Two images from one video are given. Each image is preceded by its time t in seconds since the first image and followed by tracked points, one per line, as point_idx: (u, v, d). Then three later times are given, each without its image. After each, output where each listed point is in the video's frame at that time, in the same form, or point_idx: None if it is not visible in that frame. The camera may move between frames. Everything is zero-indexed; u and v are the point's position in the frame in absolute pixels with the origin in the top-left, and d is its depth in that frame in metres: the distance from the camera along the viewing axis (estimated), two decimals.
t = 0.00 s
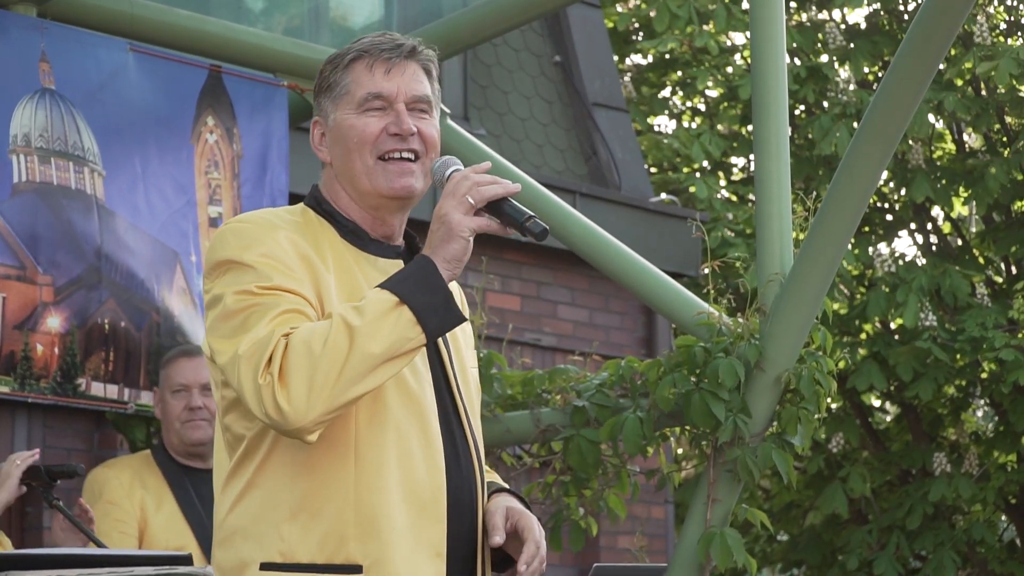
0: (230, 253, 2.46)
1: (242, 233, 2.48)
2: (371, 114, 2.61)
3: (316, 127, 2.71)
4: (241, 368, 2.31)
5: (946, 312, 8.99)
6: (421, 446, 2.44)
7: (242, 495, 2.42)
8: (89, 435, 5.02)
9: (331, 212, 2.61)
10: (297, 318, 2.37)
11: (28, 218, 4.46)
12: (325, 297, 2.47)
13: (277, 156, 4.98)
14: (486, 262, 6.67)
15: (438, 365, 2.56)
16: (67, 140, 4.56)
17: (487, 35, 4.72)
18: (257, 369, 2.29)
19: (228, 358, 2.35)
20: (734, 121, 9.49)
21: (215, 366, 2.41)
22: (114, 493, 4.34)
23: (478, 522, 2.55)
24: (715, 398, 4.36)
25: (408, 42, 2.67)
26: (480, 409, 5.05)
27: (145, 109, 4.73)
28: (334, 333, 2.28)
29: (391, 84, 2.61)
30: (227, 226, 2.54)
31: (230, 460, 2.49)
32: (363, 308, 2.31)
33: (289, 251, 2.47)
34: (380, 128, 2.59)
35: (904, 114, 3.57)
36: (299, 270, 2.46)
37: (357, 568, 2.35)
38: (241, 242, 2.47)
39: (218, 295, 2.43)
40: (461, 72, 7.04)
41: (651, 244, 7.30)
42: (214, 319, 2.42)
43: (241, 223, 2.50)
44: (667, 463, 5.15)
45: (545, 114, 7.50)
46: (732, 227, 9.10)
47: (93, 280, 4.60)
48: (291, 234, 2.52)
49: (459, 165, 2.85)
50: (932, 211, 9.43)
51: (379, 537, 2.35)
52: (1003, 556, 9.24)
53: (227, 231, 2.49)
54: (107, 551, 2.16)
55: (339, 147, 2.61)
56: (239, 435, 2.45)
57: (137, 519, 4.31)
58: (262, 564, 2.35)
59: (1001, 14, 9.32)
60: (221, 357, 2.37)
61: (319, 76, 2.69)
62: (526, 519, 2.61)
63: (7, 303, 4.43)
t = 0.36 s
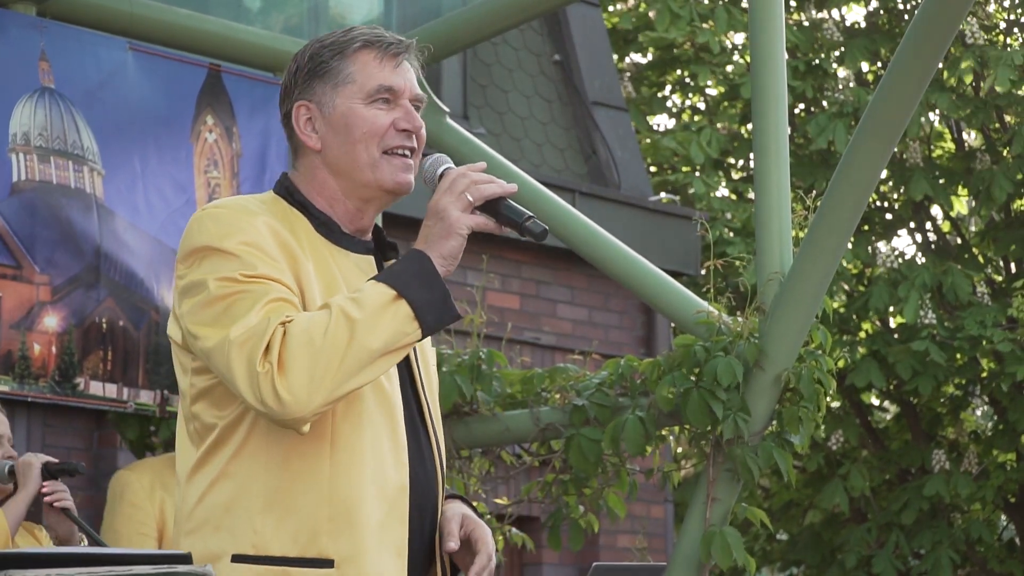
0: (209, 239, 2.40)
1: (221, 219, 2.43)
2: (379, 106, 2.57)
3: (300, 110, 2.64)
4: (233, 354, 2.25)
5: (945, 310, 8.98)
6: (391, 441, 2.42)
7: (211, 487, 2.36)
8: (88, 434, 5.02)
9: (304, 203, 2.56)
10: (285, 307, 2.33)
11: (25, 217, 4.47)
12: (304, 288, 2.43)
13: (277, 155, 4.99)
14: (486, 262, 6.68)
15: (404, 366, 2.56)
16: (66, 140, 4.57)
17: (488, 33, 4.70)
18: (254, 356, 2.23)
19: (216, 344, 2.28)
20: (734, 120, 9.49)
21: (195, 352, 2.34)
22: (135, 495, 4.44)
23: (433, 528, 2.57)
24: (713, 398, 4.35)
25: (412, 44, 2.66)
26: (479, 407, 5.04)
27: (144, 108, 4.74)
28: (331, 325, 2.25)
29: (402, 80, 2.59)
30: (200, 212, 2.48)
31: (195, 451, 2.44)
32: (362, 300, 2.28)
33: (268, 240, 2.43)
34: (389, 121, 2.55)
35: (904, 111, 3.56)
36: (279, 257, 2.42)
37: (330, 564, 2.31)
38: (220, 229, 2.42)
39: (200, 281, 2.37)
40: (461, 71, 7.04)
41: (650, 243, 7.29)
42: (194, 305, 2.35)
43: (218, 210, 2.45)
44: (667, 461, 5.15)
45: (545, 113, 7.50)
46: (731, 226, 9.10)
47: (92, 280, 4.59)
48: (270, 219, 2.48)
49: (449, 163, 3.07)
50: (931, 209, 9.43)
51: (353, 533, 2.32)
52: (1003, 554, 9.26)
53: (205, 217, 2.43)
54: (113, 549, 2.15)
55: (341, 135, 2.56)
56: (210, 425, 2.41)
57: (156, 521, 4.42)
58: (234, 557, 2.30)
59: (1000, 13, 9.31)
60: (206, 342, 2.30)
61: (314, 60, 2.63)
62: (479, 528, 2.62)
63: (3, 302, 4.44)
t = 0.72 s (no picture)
0: (234, 240, 2.46)
1: (244, 220, 2.49)
2: (403, 115, 2.65)
3: (319, 108, 2.68)
4: (272, 352, 2.33)
5: (945, 309, 8.98)
6: (408, 441, 2.51)
7: (234, 483, 2.42)
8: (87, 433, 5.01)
9: (312, 202, 2.62)
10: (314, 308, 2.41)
11: (26, 216, 4.46)
12: (325, 288, 2.51)
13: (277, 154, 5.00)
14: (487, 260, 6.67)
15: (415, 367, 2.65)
16: (67, 138, 4.56)
17: (491, 29, 4.72)
18: (297, 355, 2.32)
19: (253, 341, 2.35)
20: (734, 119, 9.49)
21: (222, 348, 2.40)
22: (133, 493, 4.45)
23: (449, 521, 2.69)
24: (714, 396, 4.35)
25: (431, 57, 2.75)
26: (480, 406, 5.05)
27: (144, 106, 4.73)
28: (370, 329, 2.35)
29: (426, 91, 2.67)
30: (218, 211, 2.53)
31: (209, 451, 2.50)
32: (399, 307, 2.39)
33: (290, 241, 2.50)
34: (413, 130, 2.63)
35: (906, 109, 3.56)
36: (301, 257, 2.50)
37: (353, 559, 2.38)
38: (243, 230, 2.48)
39: (227, 279, 2.43)
40: (462, 70, 7.04)
41: (651, 241, 7.29)
42: (220, 302, 2.42)
43: (237, 210, 2.51)
44: (668, 461, 5.15)
45: (545, 112, 7.51)
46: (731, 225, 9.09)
47: (92, 279, 4.58)
48: (289, 221, 2.55)
49: (467, 178, 3.19)
50: (931, 208, 9.43)
51: (375, 529, 2.40)
52: (1002, 553, 9.26)
53: (228, 218, 2.49)
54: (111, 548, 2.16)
55: (366, 140, 2.62)
56: (228, 423, 2.46)
57: (152, 520, 4.40)
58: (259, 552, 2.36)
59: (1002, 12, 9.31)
60: (238, 339, 2.37)
61: (339, 60, 2.68)
62: (492, 523, 2.75)
63: (4, 300, 4.43)
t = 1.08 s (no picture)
0: (263, 247, 2.49)
1: (272, 226, 2.51)
2: (441, 131, 2.63)
3: (359, 119, 2.67)
4: (300, 356, 2.35)
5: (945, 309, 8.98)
6: (447, 438, 2.51)
7: (272, 487, 2.45)
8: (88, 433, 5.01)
9: (348, 210, 2.64)
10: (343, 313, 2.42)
11: (28, 216, 4.46)
12: (356, 290, 2.52)
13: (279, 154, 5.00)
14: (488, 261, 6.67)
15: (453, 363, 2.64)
16: (68, 138, 4.56)
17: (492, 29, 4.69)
18: (323, 359, 2.33)
19: (281, 346, 2.37)
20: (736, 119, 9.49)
21: (254, 355, 2.42)
22: (124, 489, 4.32)
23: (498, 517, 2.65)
24: (714, 398, 4.35)
25: (476, 74, 2.73)
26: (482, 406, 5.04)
27: (145, 107, 4.73)
28: (397, 335, 2.36)
29: (465, 109, 2.65)
30: (250, 218, 2.55)
31: (249, 455, 2.52)
32: (427, 314, 2.39)
33: (320, 245, 2.51)
34: (450, 147, 2.61)
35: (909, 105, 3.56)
36: (331, 262, 2.50)
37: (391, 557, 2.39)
38: (272, 236, 2.50)
39: (258, 286, 2.45)
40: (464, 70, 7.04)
41: (653, 241, 7.30)
42: (251, 308, 2.44)
43: (268, 217, 2.53)
44: (670, 460, 5.15)
45: (546, 112, 7.51)
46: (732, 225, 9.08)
47: (93, 278, 4.59)
48: (319, 225, 2.56)
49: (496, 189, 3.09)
50: (932, 208, 9.43)
51: (412, 527, 2.40)
52: (1003, 554, 9.28)
53: (257, 225, 2.52)
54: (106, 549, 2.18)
55: (402, 155, 2.61)
56: (263, 427, 2.49)
57: (146, 517, 4.30)
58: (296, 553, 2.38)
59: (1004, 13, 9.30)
60: (268, 345, 2.39)
61: (382, 72, 2.67)
62: (542, 514, 2.69)
63: (6, 299, 4.42)
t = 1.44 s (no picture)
0: (271, 239, 2.50)
1: (282, 218, 2.53)
2: (466, 139, 2.63)
3: (387, 118, 2.67)
4: (302, 346, 2.36)
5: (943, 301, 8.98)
6: (451, 429, 2.51)
7: (276, 475, 2.47)
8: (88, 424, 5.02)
9: (362, 203, 2.65)
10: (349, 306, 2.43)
11: (27, 206, 4.49)
12: (362, 283, 2.53)
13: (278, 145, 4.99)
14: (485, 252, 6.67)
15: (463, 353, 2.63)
16: (67, 129, 4.59)
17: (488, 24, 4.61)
18: (325, 351, 2.34)
19: (285, 336, 2.39)
20: (735, 111, 9.49)
21: (260, 344, 2.44)
22: (125, 482, 4.29)
23: (507, 510, 2.61)
24: (709, 390, 4.38)
25: (506, 85, 2.73)
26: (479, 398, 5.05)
27: (144, 98, 4.73)
28: (400, 331, 2.38)
29: (492, 120, 2.65)
30: (263, 209, 2.58)
31: (257, 445, 2.55)
32: (431, 313, 2.41)
33: (327, 237, 2.52)
34: (473, 156, 2.62)
35: (906, 100, 3.57)
36: (339, 255, 2.52)
37: (391, 548, 2.40)
38: (281, 228, 2.52)
39: (269, 278, 2.46)
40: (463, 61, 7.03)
41: (650, 233, 7.30)
42: (259, 298, 2.46)
43: (279, 209, 2.55)
44: (665, 452, 5.16)
45: (544, 104, 7.51)
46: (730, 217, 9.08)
47: (91, 269, 4.62)
48: (327, 217, 2.57)
49: (508, 199, 3.20)
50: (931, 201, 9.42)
51: (413, 519, 2.41)
52: (1001, 547, 9.29)
53: (267, 217, 2.54)
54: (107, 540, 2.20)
55: (426, 158, 2.62)
56: (270, 416, 2.51)
57: (146, 508, 4.29)
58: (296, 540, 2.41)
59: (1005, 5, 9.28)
60: (273, 335, 2.40)
61: (414, 73, 2.67)
62: (553, 507, 2.67)
63: (7, 289, 4.47)
